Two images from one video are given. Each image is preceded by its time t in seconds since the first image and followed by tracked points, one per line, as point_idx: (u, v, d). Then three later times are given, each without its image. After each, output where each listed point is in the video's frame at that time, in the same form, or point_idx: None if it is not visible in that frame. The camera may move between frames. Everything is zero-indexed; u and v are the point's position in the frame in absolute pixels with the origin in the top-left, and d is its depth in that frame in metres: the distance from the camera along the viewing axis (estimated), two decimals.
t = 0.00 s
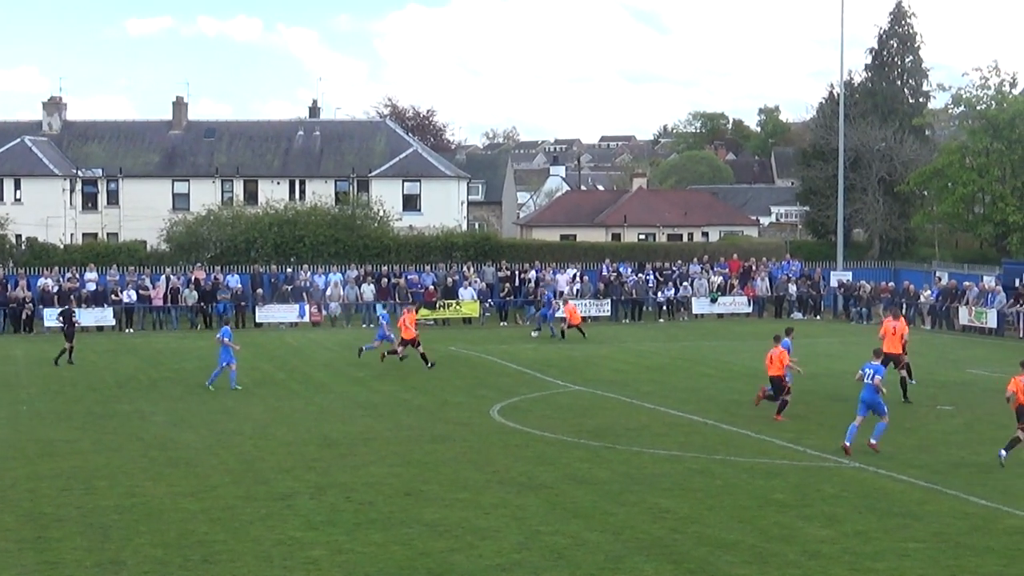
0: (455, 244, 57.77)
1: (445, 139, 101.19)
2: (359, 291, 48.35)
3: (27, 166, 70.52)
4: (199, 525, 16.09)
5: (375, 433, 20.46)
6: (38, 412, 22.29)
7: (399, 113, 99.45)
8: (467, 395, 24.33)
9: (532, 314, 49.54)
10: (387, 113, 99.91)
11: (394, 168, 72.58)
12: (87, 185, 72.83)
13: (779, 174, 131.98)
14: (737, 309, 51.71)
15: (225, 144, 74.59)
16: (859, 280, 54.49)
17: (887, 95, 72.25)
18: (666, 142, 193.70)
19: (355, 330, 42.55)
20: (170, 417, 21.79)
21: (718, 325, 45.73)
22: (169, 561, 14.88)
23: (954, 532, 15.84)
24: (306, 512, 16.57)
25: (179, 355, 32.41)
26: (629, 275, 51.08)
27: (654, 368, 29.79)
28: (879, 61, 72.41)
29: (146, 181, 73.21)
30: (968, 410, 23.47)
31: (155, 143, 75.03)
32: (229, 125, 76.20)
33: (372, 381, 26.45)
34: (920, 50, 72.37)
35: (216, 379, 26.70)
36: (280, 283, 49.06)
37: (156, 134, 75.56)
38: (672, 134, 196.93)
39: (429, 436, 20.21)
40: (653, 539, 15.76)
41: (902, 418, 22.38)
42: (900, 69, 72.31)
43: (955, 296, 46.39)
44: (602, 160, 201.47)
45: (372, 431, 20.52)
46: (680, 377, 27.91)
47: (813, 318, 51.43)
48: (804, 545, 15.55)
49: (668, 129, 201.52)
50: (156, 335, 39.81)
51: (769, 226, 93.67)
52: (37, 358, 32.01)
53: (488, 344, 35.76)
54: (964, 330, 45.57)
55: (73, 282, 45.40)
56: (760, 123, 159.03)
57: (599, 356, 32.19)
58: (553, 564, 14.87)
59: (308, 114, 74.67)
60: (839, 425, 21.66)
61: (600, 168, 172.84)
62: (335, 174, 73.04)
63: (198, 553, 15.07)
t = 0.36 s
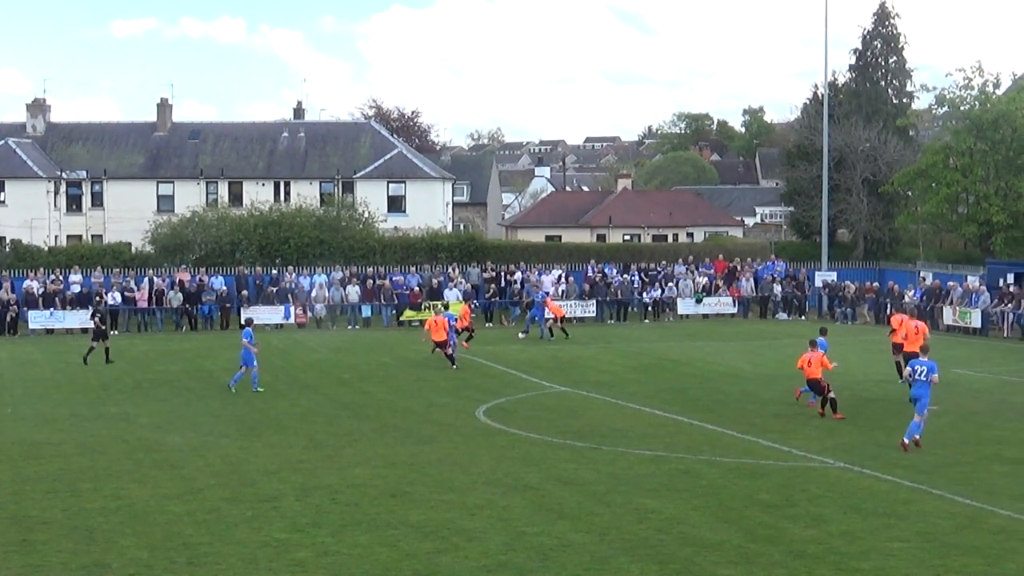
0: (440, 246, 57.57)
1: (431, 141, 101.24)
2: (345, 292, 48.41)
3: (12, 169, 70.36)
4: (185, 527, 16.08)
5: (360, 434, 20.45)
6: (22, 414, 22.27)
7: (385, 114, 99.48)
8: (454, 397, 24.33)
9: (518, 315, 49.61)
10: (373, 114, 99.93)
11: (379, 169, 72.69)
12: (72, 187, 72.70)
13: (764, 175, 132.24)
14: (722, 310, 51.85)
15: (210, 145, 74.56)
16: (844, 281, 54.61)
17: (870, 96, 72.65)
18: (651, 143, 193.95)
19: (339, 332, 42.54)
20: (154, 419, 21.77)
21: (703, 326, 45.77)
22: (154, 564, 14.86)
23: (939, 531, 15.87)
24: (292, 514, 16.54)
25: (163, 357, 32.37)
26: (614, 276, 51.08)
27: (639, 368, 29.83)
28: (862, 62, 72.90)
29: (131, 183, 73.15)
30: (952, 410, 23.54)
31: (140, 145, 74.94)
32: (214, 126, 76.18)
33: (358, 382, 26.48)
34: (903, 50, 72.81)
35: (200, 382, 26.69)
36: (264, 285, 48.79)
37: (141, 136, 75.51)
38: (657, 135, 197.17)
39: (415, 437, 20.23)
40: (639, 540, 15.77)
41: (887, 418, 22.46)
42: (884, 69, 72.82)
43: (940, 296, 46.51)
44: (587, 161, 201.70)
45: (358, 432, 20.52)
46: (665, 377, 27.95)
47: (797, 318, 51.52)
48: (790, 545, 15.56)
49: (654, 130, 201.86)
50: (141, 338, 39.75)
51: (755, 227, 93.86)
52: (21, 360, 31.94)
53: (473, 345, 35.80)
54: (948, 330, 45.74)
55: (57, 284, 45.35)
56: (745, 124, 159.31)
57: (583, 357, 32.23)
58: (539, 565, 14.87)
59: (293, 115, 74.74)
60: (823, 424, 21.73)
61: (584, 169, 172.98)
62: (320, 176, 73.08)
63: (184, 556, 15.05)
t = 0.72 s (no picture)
0: (422, 247, 57.98)
1: (414, 142, 101.27)
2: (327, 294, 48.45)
3: None
4: (165, 529, 16.05)
5: (342, 436, 20.43)
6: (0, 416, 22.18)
7: (368, 116, 99.49)
8: (436, 399, 24.34)
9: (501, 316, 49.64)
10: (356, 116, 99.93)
11: (362, 170, 72.82)
12: (54, 188, 72.50)
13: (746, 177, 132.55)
14: (704, 312, 52.00)
15: (193, 147, 74.56)
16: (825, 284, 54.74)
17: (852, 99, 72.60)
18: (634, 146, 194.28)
19: (319, 334, 42.50)
20: (135, 421, 21.73)
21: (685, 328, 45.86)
22: (135, 565, 14.82)
23: (921, 534, 15.90)
24: (273, 516, 16.52)
25: (144, 359, 32.29)
26: (597, 278, 51.15)
27: (620, 370, 29.88)
28: (845, 66, 72.92)
29: (113, 184, 73.05)
30: (932, 413, 23.61)
31: (122, 146, 74.84)
32: (197, 128, 76.16)
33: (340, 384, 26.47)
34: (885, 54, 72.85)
35: (180, 384, 26.65)
36: (247, 287, 48.38)
37: (123, 137, 75.42)
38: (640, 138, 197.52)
39: (397, 439, 20.23)
40: (620, 541, 15.77)
41: (868, 420, 22.52)
42: (865, 73, 72.77)
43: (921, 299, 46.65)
44: (571, 164, 202.02)
45: (340, 434, 20.50)
46: (645, 379, 27.99)
47: (779, 321, 51.60)
48: (772, 547, 15.57)
49: (637, 133, 202.28)
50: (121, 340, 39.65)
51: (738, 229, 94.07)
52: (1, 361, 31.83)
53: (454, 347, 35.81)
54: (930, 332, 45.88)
55: (38, 285, 45.26)
56: (727, 126, 159.67)
57: (564, 359, 32.29)
58: (521, 566, 14.86)
59: (276, 117, 74.83)
60: (804, 427, 21.76)
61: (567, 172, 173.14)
62: (302, 177, 73.15)
63: (165, 558, 15.01)
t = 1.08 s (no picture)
0: (413, 246, 58.17)
1: (405, 141, 101.27)
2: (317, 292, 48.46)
3: None
4: (155, 526, 16.05)
5: (333, 434, 20.46)
6: None
7: (359, 114, 99.45)
8: (426, 397, 24.33)
9: (491, 316, 49.67)
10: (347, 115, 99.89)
11: (352, 169, 72.83)
12: (44, 185, 72.36)
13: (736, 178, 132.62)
14: (694, 313, 52.08)
15: (184, 144, 74.50)
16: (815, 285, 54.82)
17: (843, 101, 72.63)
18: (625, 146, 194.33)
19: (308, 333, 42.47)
20: (125, 418, 21.75)
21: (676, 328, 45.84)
22: (124, 563, 14.82)
23: (908, 535, 15.94)
24: (262, 515, 16.52)
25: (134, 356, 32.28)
26: (587, 278, 51.14)
27: (608, 370, 29.91)
28: (835, 68, 72.88)
29: (103, 181, 72.96)
30: (921, 415, 23.66)
31: (113, 143, 74.74)
32: (188, 126, 76.09)
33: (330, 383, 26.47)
34: (876, 56, 72.78)
35: (171, 382, 26.67)
36: (236, 285, 48.31)
37: (114, 134, 75.34)
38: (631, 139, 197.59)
39: (388, 438, 20.25)
40: (609, 541, 15.79)
41: (857, 421, 22.56)
42: (856, 74, 72.69)
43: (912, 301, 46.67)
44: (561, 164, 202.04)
45: (329, 433, 20.53)
46: (635, 379, 28.07)
47: (769, 323, 51.66)
48: (760, 548, 15.60)
49: (627, 134, 202.46)
50: (110, 337, 39.57)
51: (728, 230, 94.22)
52: None
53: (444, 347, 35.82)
54: (921, 335, 45.87)
55: (28, 282, 45.21)
56: (717, 127, 159.67)
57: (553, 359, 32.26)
58: (510, 565, 14.86)
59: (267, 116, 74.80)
60: (794, 428, 21.80)
61: (557, 172, 173.14)
62: (293, 175, 73.15)
63: (153, 555, 15.00)
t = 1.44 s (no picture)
0: (392, 244, 58.44)
1: (385, 139, 101.18)
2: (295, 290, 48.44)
3: None
4: (134, 524, 16.01)
5: (311, 432, 20.45)
6: None
7: (340, 111, 99.35)
8: (405, 395, 24.32)
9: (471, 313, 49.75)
10: (327, 112, 99.77)
11: (332, 166, 72.94)
12: (22, 181, 72.07)
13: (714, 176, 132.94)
14: (673, 311, 52.21)
15: (163, 141, 74.37)
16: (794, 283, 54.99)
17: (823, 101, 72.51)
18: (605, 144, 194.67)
19: (286, 331, 42.39)
20: (102, 416, 21.67)
21: (656, 327, 45.88)
22: (101, 561, 14.77)
23: (886, 533, 15.98)
24: (241, 513, 16.49)
25: (112, 354, 32.17)
26: (567, 277, 51.49)
27: (586, 368, 29.96)
28: (815, 66, 72.75)
29: (82, 178, 72.72)
30: (898, 413, 23.76)
31: (92, 140, 74.52)
32: (167, 123, 75.93)
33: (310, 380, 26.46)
34: (856, 55, 72.65)
35: (149, 379, 26.60)
36: (216, 281, 48.65)
37: (93, 131, 75.12)
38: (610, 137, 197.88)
39: (366, 436, 20.26)
40: (588, 539, 15.78)
41: (834, 419, 22.65)
42: (836, 73, 72.56)
43: (890, 300, 46.84)
44: (542, 162, 202.16)
45: (308, 431, 20.52)
46: (614, 377, 28.11)
47: (748, 321, 51.81)
48: (739, 545, 15.61)
49: (607, 132, 202.83)
50: (90, 334, 39.42)
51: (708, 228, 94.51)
52: None
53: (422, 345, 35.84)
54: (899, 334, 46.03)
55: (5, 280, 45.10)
56: (697, 126, 159.97)
57: (533, 357, 32.30)
58: (488, 563, 14.86)
59: (247, 113, 74.74)
60: (772, 426, 21.86)
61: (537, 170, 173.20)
62: (273, 173, 73.16)
63: (131, 554, 14.94)
